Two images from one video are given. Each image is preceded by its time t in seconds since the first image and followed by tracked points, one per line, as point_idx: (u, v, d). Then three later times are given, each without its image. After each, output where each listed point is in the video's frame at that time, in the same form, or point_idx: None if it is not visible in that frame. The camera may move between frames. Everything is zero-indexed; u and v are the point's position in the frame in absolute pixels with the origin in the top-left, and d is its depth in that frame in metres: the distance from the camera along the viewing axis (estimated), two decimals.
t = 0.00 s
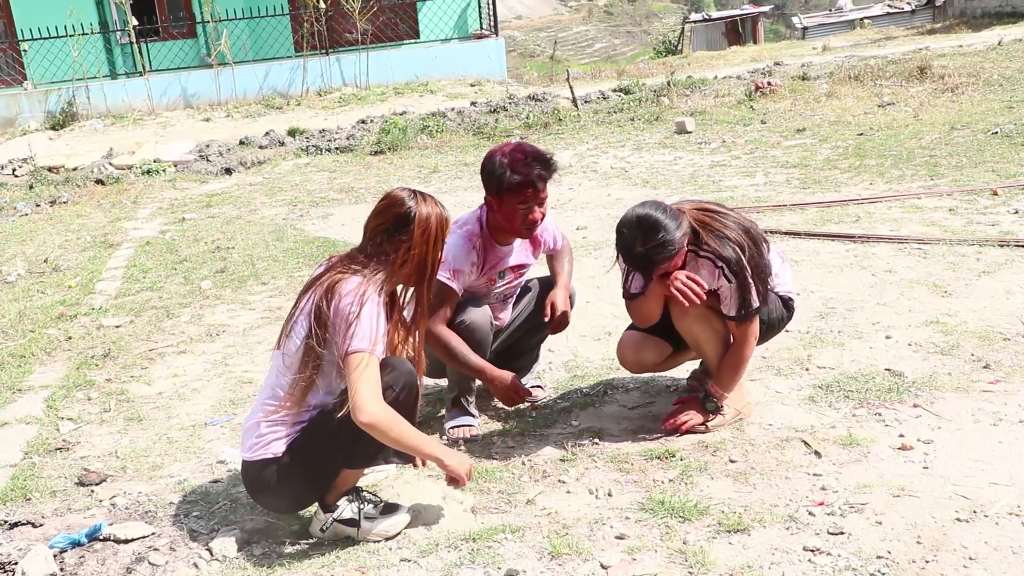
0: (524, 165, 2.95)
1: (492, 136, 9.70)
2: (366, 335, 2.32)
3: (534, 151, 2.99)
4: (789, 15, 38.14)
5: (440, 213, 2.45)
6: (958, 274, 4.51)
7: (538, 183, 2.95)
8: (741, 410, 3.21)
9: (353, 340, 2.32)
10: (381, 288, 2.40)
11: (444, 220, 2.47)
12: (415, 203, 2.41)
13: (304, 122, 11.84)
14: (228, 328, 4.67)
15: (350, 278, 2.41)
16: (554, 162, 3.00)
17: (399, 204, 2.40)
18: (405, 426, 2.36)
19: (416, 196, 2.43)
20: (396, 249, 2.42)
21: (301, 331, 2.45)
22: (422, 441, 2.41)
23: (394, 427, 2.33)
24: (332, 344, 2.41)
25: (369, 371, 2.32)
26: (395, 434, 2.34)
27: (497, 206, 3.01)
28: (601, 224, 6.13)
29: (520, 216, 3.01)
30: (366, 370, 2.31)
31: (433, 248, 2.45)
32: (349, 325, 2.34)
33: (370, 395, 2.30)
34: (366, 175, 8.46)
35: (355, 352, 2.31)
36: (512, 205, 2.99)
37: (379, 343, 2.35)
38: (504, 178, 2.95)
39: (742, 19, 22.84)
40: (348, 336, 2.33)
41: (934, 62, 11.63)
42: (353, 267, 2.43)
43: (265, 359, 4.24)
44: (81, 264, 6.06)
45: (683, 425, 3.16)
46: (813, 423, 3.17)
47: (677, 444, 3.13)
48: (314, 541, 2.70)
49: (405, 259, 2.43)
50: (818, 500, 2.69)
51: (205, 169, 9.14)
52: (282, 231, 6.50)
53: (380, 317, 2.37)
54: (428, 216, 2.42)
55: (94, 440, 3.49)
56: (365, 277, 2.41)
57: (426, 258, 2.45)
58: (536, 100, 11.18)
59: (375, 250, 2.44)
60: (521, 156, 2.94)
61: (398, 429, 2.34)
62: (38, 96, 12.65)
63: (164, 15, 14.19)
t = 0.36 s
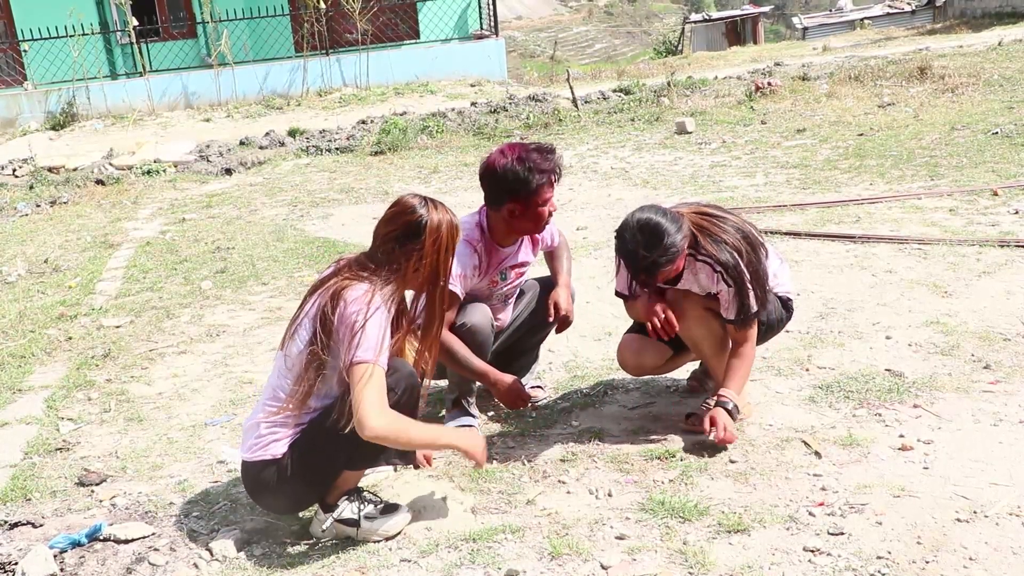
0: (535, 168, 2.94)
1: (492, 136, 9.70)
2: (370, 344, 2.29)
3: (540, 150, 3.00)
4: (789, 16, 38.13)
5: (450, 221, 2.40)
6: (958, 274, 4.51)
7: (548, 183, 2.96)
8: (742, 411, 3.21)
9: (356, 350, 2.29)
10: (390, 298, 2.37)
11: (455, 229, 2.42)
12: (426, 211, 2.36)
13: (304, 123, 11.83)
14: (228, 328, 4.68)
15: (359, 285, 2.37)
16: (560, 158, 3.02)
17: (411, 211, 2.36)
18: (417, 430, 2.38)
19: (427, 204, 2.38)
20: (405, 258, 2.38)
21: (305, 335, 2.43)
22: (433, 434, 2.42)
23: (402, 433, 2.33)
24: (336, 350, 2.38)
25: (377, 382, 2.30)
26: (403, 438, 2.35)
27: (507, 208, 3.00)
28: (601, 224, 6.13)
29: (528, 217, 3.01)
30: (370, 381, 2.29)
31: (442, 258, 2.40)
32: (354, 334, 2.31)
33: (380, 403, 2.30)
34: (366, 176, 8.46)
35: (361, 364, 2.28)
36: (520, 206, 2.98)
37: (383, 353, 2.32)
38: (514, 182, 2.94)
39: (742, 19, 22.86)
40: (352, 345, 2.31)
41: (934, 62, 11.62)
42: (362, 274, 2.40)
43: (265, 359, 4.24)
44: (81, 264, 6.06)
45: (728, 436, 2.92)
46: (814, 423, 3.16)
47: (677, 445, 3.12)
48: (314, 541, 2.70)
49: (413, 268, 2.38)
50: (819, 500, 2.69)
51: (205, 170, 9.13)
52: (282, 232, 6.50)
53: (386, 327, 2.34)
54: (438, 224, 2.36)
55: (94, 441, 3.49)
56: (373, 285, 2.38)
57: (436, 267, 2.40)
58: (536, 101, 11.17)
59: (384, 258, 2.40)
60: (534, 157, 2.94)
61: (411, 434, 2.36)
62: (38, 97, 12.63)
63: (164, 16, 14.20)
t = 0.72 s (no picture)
0: (533, 163, 2.96)
1: (492, 137, 9.70)
2: (411, 351, 2.33)
3: (535, 145, 3.01)
4: (789, 16, 38.13)
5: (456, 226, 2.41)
6: (958, 275, 4.51)
7: (542, 175, 2.97)
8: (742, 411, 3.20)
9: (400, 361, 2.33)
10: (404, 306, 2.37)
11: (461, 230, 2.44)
12: (437, 221, 2.35)
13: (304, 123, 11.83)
14: (228, 328, 4.68)
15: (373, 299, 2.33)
16: (555, 151, 3.03)
17: (421, 224, 2.33)
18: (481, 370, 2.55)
19: (435, 213, 2.36)
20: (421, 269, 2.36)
21: (314, 356, 2.36)
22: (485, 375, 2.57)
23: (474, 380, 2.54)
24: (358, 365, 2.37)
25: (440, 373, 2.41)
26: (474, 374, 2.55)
27: (505, 204, 3.01)
28: (602, 225, 6.13)
29: (531, 213, 3.01)
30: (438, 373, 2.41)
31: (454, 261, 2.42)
32: (386, 348, 2.31)
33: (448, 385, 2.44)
34: (366, 176, 8.46)
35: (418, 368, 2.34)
36: (520, 201, 2.99)
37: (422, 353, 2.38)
38: (513, 178, 2.95)
39: (742, 20, 22.85)
40: (388, 359, 2.33)
41: (934, 62, 11.63)
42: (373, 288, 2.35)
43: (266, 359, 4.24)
44: (81, 265, 6.06)
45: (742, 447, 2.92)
46: (813, 424, 3.17)
47: (677, 445, 3.13)
48: (313, 541, 2.69)
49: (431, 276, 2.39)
50: (818, 501, 2.69)
51: (205, 170, 9.13)
52: (282, 232, 6.50)
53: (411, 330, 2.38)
54: (452, 231, 2.38)
55: (94, 441, 3.49)
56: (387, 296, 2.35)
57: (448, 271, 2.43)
58: (536, 101, 11.17)
59: (396, 272, 2.35)
60: (527, 151, 2.96)
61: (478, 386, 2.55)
62: (38, 97, 12.62)
63: (164, 16, 14.20)
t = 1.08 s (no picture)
0: (532, 172, 2.93)
1: (492, 137, 9.71)
2: (393, 358, 2.33)
3: (534, 151, 2.99)
4: (789, 17, 38.14)
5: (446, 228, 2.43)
6: (958, 275, 4.51)
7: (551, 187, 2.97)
8: (743, 411, 3.20)
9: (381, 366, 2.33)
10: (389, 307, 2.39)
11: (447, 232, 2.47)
12: (427, 223, 2.37)
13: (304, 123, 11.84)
14: (228, 329, 4.68)
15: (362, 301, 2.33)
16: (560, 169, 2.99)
17: (415, 226, 2.34)
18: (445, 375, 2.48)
19: (426, 215, 2.38)
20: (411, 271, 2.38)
21: (301, 355, 2.36)
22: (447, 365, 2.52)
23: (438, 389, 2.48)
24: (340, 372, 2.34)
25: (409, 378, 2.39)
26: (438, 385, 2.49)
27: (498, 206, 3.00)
28: (601, 225, 6.13)
29: (526, 218, 3.00)
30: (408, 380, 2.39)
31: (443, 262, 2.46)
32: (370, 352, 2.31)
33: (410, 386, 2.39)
34: (366, 176, 8.46)
35: (392, 374, 2.34)
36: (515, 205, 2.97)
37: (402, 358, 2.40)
38: (508, 183, 2.94)
39: (742, 20, 22.84)
40: (371, 361, 2.32)
41: (934, 62, 11.63)
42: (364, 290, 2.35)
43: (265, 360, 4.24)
44: (81, 265, 6.07)
45: (718, 430, 2.88)
46: (814, 424, 3.17)
47: (677, 446, 3.12)
48: (312, 541, 2.69)
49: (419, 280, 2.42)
50: (818, 501, 2.69)
51: (205, 170, 9.13)
52: (282, 232, 6.50)
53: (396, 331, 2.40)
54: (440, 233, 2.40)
55: (94, 441, 3.49)
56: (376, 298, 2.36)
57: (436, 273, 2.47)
58: (536, 101, 11.17)
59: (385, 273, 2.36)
60: (523, 158, 2.94)
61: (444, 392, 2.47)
62: (38, 97, 12.61)
63: (165, 17, 14.20)
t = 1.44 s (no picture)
0: (529, 176, 2.92)
1: (492, 137, 9.72)
2: (342, 329, 2.30)
3: (530, 154, 2.97)
4: (789, 17, 38.16)
5: (440, 216, 2.45)
6: (959, 275, 4.51)
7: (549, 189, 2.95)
8: (741, 412, 3.20)
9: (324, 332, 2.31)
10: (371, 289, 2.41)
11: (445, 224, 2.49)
12: (417, 203, 2.41)
13: (304, 123, 11.84)
14: (228, 329, 4.68)
15: (346, 274, 2.41)
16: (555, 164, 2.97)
17: (403, 205, 2.40)
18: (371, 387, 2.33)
19: (419, 198, 2.43)
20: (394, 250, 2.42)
21: (296, 323, 2.49)
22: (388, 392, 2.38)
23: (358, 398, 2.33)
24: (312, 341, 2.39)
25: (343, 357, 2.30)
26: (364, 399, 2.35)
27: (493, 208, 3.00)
28: (601, 225, 6.14)
29: (525, 221, 2.99)
30: (333, 361, 2.29)
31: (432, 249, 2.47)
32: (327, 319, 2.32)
33: (336, 364, 2.28)
34: (366, 176, 8.47)
35: (327, 345, 2.29)
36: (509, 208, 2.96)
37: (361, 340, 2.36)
38: (503, 188, 2.93)
39: (742, 20, 22.85)
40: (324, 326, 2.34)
41: (934, 63, 11.64)
42: (355, 265, 2.44)
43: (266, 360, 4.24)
44: (81, 265, 6.07)
45: (704, 448, 2.95)
46: (814, 424, 3.17)
47: (676, 446, 3.13)
48: (311, 541, 2.69)
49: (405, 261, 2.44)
50: (819, 501, 2.69)
51: (205, 170, 9.13)
52: (282, 232, 6.51)
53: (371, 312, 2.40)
54: (428, 217, 2.42)
55: (95, 441, 3.49)
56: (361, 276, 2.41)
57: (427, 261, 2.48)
58: (536, 101, 11.17)
59: (374, 250, 2.44)
60: (518, 162, 2.92)
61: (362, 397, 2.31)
62: (38, 97, 12.60)
63: (165, 17, 14.21)
